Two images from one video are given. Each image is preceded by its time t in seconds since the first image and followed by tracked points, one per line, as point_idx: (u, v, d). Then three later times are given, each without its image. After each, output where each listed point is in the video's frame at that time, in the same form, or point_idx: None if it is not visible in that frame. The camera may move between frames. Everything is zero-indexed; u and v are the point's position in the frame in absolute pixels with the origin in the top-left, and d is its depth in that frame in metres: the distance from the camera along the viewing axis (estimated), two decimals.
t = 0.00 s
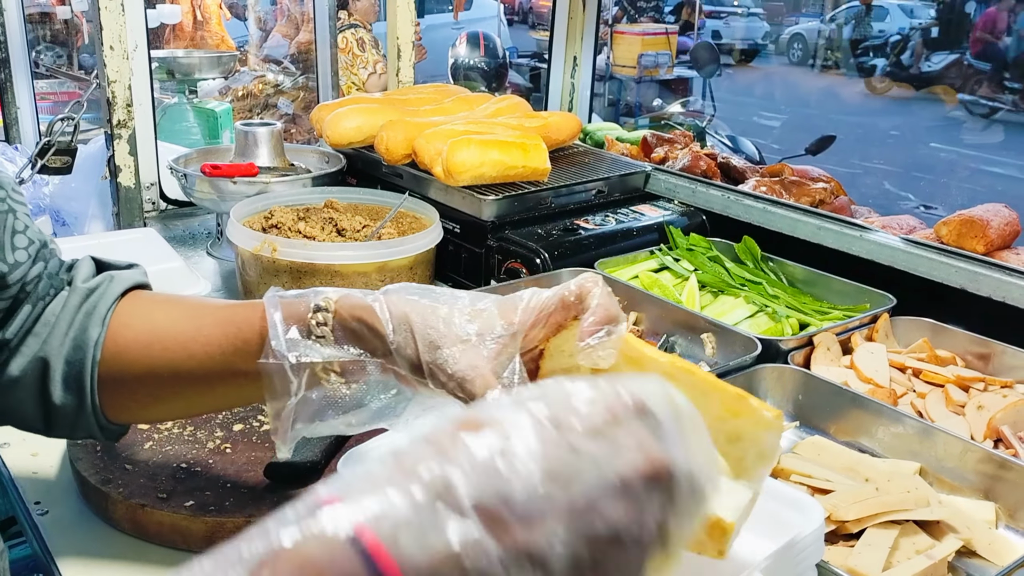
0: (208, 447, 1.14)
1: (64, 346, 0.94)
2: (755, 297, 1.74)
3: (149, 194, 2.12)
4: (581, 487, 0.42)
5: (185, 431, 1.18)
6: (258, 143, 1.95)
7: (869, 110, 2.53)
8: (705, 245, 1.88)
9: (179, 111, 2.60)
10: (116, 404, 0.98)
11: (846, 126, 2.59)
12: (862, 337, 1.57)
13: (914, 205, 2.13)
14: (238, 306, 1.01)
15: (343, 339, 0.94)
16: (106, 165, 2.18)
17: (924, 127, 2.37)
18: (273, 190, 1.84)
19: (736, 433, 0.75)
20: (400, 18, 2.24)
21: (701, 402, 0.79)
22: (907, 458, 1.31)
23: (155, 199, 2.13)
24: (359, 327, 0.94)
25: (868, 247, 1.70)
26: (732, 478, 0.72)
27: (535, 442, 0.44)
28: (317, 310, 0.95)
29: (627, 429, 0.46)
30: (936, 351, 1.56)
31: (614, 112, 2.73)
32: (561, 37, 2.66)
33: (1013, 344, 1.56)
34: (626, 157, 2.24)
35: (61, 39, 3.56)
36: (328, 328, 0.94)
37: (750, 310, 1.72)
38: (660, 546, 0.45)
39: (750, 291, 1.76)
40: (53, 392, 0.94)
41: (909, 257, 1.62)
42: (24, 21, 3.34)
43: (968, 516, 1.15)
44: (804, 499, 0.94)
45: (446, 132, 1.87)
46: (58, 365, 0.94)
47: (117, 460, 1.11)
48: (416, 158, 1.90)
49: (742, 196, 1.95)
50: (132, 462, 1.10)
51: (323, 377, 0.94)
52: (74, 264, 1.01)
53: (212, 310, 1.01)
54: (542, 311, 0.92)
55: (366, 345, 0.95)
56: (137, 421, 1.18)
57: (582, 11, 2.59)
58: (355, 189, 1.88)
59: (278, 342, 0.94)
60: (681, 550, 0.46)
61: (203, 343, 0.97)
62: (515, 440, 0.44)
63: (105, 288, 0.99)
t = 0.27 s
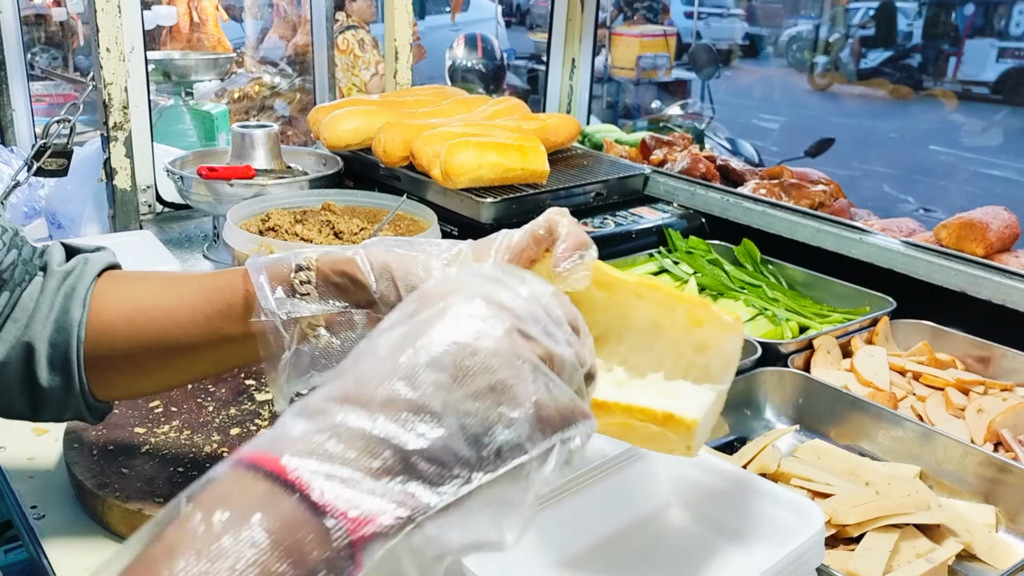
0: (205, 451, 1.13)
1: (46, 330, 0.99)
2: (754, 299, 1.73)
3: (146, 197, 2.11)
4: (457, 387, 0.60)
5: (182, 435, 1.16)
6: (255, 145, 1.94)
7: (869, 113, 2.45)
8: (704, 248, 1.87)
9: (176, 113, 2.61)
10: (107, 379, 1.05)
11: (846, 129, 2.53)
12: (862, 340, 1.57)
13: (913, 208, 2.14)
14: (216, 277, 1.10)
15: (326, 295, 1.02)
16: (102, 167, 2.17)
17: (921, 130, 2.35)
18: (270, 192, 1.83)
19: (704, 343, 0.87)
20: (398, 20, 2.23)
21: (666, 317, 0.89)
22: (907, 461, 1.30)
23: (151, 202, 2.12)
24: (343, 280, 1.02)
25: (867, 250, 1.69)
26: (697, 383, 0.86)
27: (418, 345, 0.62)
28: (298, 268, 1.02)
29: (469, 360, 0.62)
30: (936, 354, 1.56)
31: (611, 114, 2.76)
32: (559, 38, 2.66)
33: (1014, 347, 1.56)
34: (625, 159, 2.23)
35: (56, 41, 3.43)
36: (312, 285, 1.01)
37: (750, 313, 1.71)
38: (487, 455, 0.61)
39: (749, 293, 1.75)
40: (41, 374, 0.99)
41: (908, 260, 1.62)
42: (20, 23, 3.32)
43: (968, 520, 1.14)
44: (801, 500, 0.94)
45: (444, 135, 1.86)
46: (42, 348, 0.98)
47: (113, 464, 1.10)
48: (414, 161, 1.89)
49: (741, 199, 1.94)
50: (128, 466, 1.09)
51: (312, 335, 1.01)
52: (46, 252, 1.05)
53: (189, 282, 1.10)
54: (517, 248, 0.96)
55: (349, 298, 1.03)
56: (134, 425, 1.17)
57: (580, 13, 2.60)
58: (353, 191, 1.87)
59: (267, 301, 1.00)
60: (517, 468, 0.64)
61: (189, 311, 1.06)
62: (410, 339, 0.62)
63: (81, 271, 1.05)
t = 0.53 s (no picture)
0: (211, 450, 1.13)
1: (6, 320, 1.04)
2: (759, 299, 1.73)
3: (151, 196, 2.10)
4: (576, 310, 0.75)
5: (188, 434, 1.17)
6: (260, 145, 1.94)
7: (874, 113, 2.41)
8: (708, 248, 1.87)
9: (179, 113, 2.62)
10: (67, 366, 1.10)
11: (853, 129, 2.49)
12: (867, 340, 1.57)
13: (918, 209, 2.16)
14: (169, 262, 1.17)
15: (275, 268, 1.11)
16: (107, 167, 2.17)
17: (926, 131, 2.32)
18: (275, 192, 1.83)
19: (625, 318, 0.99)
20: (402, 20, 2.23)
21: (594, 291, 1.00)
22: (912, 461, 1.30)
23: (156, 202, 2.11)
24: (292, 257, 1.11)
25: (872, 250, 1.69)
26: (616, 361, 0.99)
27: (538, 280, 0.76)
28: (250, 249, 1.12)
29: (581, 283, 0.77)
30: (942, 354, 1.55)
31: (615, 115, 2.76)
32: (563, 39, 2.68)
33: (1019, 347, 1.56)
34: (629, 159, 2.23)
35: (59, 41, 3.46)
36: (263, 262, 1.11)
37: (755, 313, 1.71)
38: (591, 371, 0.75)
39: (754, 294, 1.75)
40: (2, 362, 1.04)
41: (913, 260, 1.62)
42: (23, 24, 3.31)
43: (974, 520, 1.14)
44: (808, 500, 0.92)
45: (448, 135, 1.86)
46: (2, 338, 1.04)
47: (120, 463, 1.10)
48: (418, 161, 1.89)
49: (745, 199, 1.94)
50: (134, 466, 1.09)
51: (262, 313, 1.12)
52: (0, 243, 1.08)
53: (143, 267, 1.16)
54: (450, 225, 1.07)
55: (300, 274, 1.12)
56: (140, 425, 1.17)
57: (584, 13, 2.61)
58: (357, 191, 1.87)
59: (219, 271, 1.11)
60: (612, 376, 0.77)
61: (146, 294, 1.13)
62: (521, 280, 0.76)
63: (36, 261, 1.09)
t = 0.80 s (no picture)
0: (215, 449, 1.13)
1: (12, 311, 1.04)
2: (762, 300, 1.73)
3: (153, 196, 2.09)
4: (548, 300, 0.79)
5: (192, 434, 1.17)
6: (263, 145, 1.95)
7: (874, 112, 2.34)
8: (711, 248, 1.87)
9: (182, 113, 2.65)
10: (71, 363, 1.11)
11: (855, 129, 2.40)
12: (871, 341, 1.57)
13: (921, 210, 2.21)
14: (176, 259, 1.19)
15: (282, 259, 1.14)
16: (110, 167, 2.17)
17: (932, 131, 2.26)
18: (278, 192, 1.84)
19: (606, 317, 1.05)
20: (406, 20, 2.23)
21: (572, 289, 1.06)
22: (915, 461, 1.30)
23: (159, 202, 2.11)
24: (298, 251, 1.15)
25: (876, 251, 1.69)
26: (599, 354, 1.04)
27: (509, 270, 0.81)
28: (261, 244, 1.15)
29: (547, 267, 0.82)
30: (946, 355, 1.55)
31: (618, 114, 2.81)
32: (567, 38, 2.74)
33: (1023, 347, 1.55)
34: (633, 159, 2.24)
35: (62, 42, 3.45)
36: (271, 252, 1.14)
37: (758, 314, 1.71)
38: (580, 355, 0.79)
39: (758, 294, 1.75)
40: (6, 354, 1.04)
41: (916, 261, 1.62)
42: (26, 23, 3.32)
43: (978, 520, 1.14)
44: (811, 500, 0.92)
45: (451, 135, 1.87)
46: (7, 331, 1.04)
47: (124, 462, 1.10)
48: (422, 161, 1.89)
49: (749, 199, 1.94)
50: (138, 465, 1.09)
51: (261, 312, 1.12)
52: (4, 236, 1.09)
53: (147, 263, 1.18)
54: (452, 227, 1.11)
55: (304, 266, 1.14)
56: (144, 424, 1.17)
57: (587, 12, 2.67)
58: (361, 191, 1.87)
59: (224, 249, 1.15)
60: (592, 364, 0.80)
61: (147, 290, 1.15)
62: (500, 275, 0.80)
63: (40, 254, 1.10)
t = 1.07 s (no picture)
0: (216, 448, 1.14)
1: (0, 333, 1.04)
2: (761, 300, 1.74)
3: (155, 195, 2.11)
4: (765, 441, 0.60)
5: (193, 432, 1.17)
6: (264, 144, 1.95)
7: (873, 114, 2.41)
8: (711, 248, 1.88)
9: (183, 113, 2.66)
10: (57, 386, 1.08)
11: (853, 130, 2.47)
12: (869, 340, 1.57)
13: (920, 211, 2.21)
14: (168, 278, 1.16)
15: (274, 275, 1.10)
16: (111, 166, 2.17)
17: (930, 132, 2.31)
18: (279, 192, 1.84)
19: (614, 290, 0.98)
20: (406, 20, 2.24)
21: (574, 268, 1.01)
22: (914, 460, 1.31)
23: (159, 201, 2.13)
24: (289, 268, 1.10)
25: (875, 251, 1.70)
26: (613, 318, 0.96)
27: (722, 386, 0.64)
28: (250, 261, 1.11)
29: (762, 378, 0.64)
30: (944, 354, 1.56)
31: (617, 115, 2.77)
32: (567, 39, 2.67)
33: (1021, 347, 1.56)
34: (632, 160, 2.24)
35: (62, 42, 3.46)
36: (263, 271, 1.10)
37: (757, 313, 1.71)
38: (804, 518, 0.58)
39: (757, 294, 1.76)
40: None
41: (916, 261, 1.63)
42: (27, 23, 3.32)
43: (976, 518, 1.14)
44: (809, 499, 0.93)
45: (451, 135, 1.87)
46: None
47: (126, 460, 1.10)
48: (422, 161, 1.90)
49: (748, 199, 1.95)
50: (140, 463, 1.10)
51: (256, 334, 1.08)
52: None
53: (139, 283, 1.15)
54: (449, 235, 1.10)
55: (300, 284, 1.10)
56: (144, 422, 1.18)
57: (587, 13, 2.61)
58: (361, 191, 1.88)
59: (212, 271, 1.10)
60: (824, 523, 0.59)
61: (136, 310, 1.11)
62: (698, 401, 0.64)
63: (32, 276, 1.10)
